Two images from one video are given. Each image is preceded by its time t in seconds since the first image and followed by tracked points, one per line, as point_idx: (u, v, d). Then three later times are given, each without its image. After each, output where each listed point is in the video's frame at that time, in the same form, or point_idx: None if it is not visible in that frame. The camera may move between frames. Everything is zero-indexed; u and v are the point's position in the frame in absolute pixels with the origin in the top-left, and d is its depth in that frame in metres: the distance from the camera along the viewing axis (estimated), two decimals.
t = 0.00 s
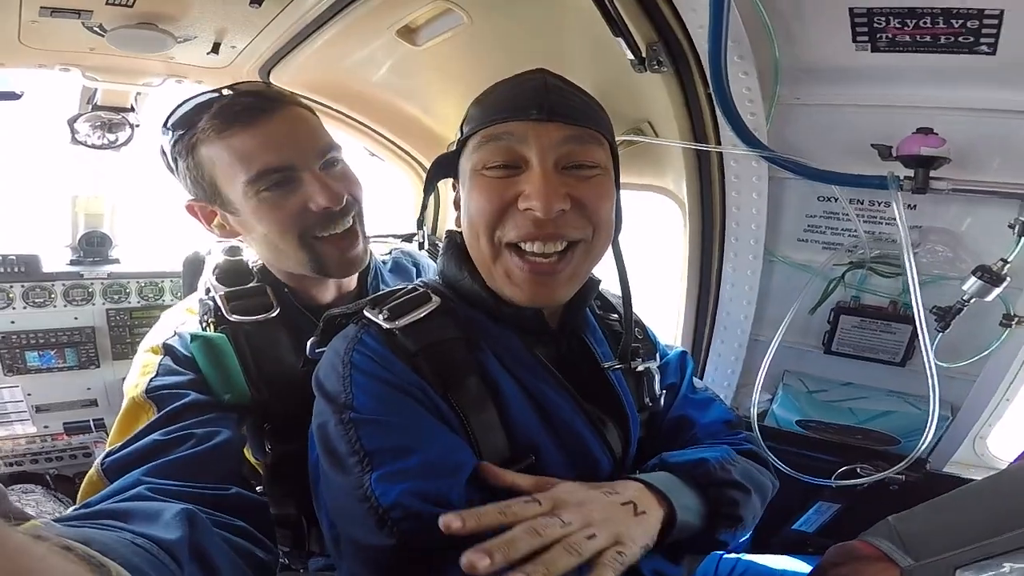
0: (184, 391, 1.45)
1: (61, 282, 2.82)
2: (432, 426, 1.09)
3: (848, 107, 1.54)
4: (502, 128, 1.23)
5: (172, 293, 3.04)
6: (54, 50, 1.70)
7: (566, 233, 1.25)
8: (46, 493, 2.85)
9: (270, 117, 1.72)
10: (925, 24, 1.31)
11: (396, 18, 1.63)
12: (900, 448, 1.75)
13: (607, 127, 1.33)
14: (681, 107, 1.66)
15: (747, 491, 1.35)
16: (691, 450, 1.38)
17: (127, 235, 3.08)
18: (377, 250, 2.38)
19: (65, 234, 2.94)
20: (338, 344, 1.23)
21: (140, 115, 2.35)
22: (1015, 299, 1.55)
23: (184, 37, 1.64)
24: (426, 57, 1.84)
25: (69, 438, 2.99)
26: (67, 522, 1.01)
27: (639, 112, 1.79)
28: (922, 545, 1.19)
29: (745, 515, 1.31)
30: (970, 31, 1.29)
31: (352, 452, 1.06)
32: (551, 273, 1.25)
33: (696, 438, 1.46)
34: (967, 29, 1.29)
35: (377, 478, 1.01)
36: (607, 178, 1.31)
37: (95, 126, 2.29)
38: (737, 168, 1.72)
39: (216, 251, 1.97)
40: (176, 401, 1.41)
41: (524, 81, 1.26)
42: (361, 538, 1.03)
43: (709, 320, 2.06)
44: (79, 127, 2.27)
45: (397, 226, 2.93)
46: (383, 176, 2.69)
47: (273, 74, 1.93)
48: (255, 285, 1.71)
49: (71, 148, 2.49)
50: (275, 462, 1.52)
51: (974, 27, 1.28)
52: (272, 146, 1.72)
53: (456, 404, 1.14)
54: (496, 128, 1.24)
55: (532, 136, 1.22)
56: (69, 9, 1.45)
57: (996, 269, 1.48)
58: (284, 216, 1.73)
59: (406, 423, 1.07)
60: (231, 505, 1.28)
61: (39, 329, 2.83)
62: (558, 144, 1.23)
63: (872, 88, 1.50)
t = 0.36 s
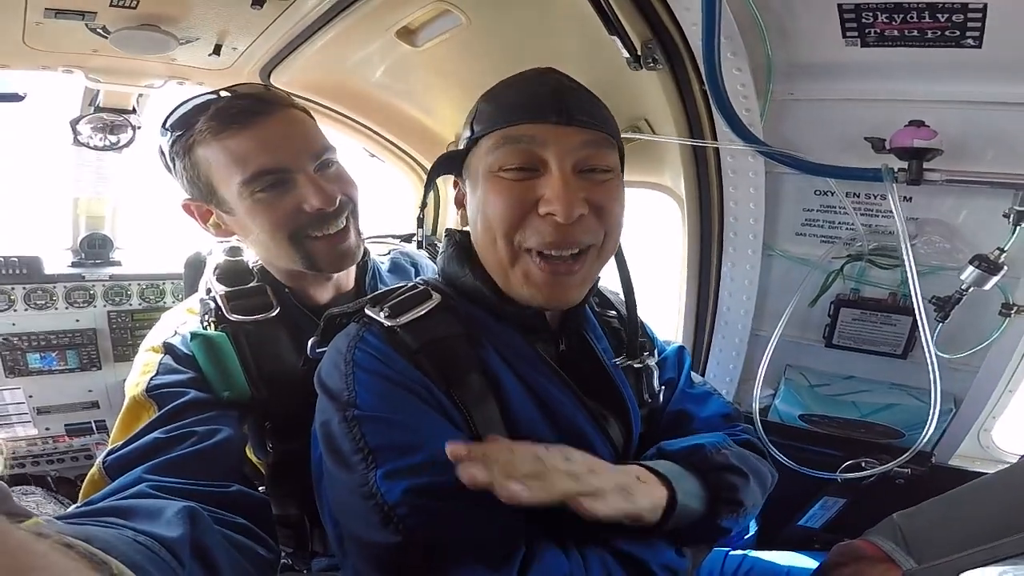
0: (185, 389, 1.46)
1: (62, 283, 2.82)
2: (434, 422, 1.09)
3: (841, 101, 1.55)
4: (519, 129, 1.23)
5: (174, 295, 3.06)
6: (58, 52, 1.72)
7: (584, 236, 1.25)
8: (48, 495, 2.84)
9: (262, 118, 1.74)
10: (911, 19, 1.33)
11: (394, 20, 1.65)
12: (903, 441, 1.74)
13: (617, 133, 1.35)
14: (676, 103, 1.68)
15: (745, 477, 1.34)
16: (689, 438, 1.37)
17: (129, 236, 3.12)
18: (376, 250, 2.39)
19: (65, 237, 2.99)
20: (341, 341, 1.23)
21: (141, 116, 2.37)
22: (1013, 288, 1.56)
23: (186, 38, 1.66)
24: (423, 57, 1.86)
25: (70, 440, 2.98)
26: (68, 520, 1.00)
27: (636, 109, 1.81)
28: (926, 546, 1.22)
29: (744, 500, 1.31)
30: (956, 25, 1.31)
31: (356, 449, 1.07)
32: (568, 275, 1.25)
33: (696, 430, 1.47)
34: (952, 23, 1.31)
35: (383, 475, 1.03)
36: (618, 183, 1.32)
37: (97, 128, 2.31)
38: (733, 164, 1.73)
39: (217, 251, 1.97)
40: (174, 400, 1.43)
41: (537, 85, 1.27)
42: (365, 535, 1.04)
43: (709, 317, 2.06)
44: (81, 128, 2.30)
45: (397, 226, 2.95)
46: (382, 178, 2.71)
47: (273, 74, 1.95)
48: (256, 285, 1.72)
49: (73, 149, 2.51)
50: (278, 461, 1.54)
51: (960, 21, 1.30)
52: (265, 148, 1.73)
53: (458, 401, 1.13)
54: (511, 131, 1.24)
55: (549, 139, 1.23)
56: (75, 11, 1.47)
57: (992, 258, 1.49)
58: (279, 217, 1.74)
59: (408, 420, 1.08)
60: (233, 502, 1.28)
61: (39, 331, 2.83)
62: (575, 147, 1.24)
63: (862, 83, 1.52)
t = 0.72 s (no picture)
0: (186, 392, 1.46)
1: (64, 290, 2.83)
2: (428, 429, 1.09)
3: (841, 100, 1.55)
4: (504, 124, 1.25)
5: (175, 301, 3.06)
6: (54, 58, 1.73)
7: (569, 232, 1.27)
8: (51, 501, 2.85)
9: (243, 135, 1.71)
10: (908, 17, 1.32)
11: (388, 23, 1.65)
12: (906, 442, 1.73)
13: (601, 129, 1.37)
14: (673, 104, 1.68)
15: (749, 491, 1.33)
16: (695, 448, 1.37)
17: (129, 244, 3.13)
18: (376, 254, 2.39)
19: (67, 245, 2.99)
20: (333, 349, 1.23)
21: (139, 123, 2.38)
22: (1015, 287, 1.55)
23: (179, 43, 1.67)
24: (418, 61, 1.86)
25: (74, 445, 3.00)
26: (68, 521, 1.01)
27: (632, 111, 1.81)
28: (928, 548, 1.17)
29: (747, 513, 1.30)
30: (952, 23, 1.30)
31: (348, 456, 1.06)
32: (553, 275, 1.26)
33: (692, 433, 1.46)
34: (948, 21, 1.30)
35: (375, 481, 1.01)
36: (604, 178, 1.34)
37: (94, 134, 2.33)
38: (732, 164, 1.72)
39: (216, 255, 1.98)
40: (176, 403, 1.43)
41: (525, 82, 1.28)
42: (358, 540, 1.03)
43: (709, 320, 2.05)
44: (79, 135, 2.31)
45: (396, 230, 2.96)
46: (381, 182, 2.72)
47: (270, 79, 1.95)
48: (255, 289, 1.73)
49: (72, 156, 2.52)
50: (277, 465, 1.55)
51: (956, 19, 1.29)
52: (236, 166, 1.72)
53: (450, 406, 1.14)
54: (498, 126, 1.25)
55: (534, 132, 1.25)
56: (69, 17, 1.48)
57: (993, 257, 1.48)
58: (239, 234, 1.76)
59: (402, 427, 1.07)
60: (233, 504, 1.28)
61: (42, 337, 2.85)
62: (560, 141, 1.25)
63: (860, 82, 1.51)
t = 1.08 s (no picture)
0: (188, 395, 1.46)
1: (69, 293, 2.86)
2: (423, 436, 1.10)
3: (846, 101, 1.53)
4: (465, 134, 1.22)
5: (178, 302, 3.08)
6: (56, 60, 1.74)
7: (545, 238, 1.23)
8: (56, 502, 2.86)
9: (254, 132, 1.74)
10: (914, 17, 1.31)
11: (389, 25, 1.65)
12: (909, 446, 1.70)
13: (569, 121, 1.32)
14: (676, 106, 1.67)
15: (750, 494, 1.33)
16: (692, 452, 1.35)
17: (133, 246, 3.15)
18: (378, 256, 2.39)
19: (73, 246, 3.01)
20: (327, 360, 1.24)
21: (143, 126, 2.40)
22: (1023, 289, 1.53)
23: (182, 45, 1.67)
24: (418, 62, 1.86)
25: (78, 446, 3.01)
26: (67, 523, 1.01)
27: (634, 112, 1.80)
28: (929, 552, 1.14)
29: (746, 517, 1.29)
30: (959, 23, 1.29)
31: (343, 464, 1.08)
32: (534, 282, 1.23)
33: (693, 436, 1.46)
34: (956, 21, 1.29)
35: (369, 490, 1.03)
36: (575, 173, 1.30)
37: (99, 137, 2.33)
38: (736, 165, 1.71)
39: (219, 257, 1.99)
40: (178, 405, 1.44)
41: (479, 82, 1.25)
42: (355, 546, 1.04)
43: (713, 320, 2.04)
44: (83, 138, 2.31)
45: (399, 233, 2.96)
46: (384, 185, 2.72)
47: (273, 82, 1.95)
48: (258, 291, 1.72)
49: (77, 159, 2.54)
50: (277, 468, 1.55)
51: (963, 18, 1.28)
52: (249, 162, 1.75)
53: (444, 412, 1.14)
54: (452, 139, 1.24)
55: (488, 139, 1.22)
56: (68, 20, 1.49)
57: (1002, 260, 1.45)
58: (250, 229, 1.78)
59: (396, 435, 1.08)
60: (234, 507, 1.28)
61: (47, 339, 2.86)
62: (517, 145, 1.22)
63: (866, 83, 1.50)
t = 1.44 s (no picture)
0: (194, 391, 1.47)
1: (77, 287, 2.87)
2: (427, 438, 1.11)
3: (855, 106, 1.54)
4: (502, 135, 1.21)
5: (186, 299, 3.04)
6: (70, 56, 1.75)
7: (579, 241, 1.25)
8: (60, 496, 2.86)
9: (262, 126, 1.75)
10: (926, 21, 1.31)
11: (402, 25, 1.66)
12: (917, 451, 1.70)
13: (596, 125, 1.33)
14: (686, 108, 1.67)
15: (738, 474, 1.35)
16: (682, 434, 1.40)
17: (142, 242, 3.15)
18: (384, 255, 2.40)
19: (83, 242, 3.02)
20: (333, 358, 1.24)
21: (155, 122, 2.41)
22: None
23: (197, 43, 1.68)
24: (428, 63, 1.87)
25: (82, 441, 3.01)
26: (72, 519, 1.01)
27: (644, 115, 1.81)
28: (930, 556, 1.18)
29: (734, 494, 1.32)
30: (972, 28, 1.29)
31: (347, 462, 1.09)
32: (567, 284, 1.25)
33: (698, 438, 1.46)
34: (968, 26, 1.29)
35: (372, 489, 1.05)
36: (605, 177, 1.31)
37: (112, 132, 2.35)
38: (745, 169, 1.71)
39: (228, 254, 2.00)
40: (184, 401, 1.44)
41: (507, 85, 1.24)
42: (358, 545, 1.05)
43: (719, 322, 2.04)
44: (96, 133, 2.34)
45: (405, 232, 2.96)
46: (391, 184, 2.72)
47: (284, 80, 1.96)
48: (266, 288, 1.73)
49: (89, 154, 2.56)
50: (282, 465, 1.56)
51: (976, 23, 1.28)
52: (257, 155, 1.76)
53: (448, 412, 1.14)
54: (488, 139, 1.22)
55: (524, 140, 1.21)
56: (88, 16, 1.50)
57: (1010, 265, 1.44)
58: (258, 221, 1.80)
59: (401, 435, 1.10)
60: (238, 504, 1.29)
61: (55, 333, 2.88)
62: (554, 147, 1.22)
63: (876, 87, 1.50)
